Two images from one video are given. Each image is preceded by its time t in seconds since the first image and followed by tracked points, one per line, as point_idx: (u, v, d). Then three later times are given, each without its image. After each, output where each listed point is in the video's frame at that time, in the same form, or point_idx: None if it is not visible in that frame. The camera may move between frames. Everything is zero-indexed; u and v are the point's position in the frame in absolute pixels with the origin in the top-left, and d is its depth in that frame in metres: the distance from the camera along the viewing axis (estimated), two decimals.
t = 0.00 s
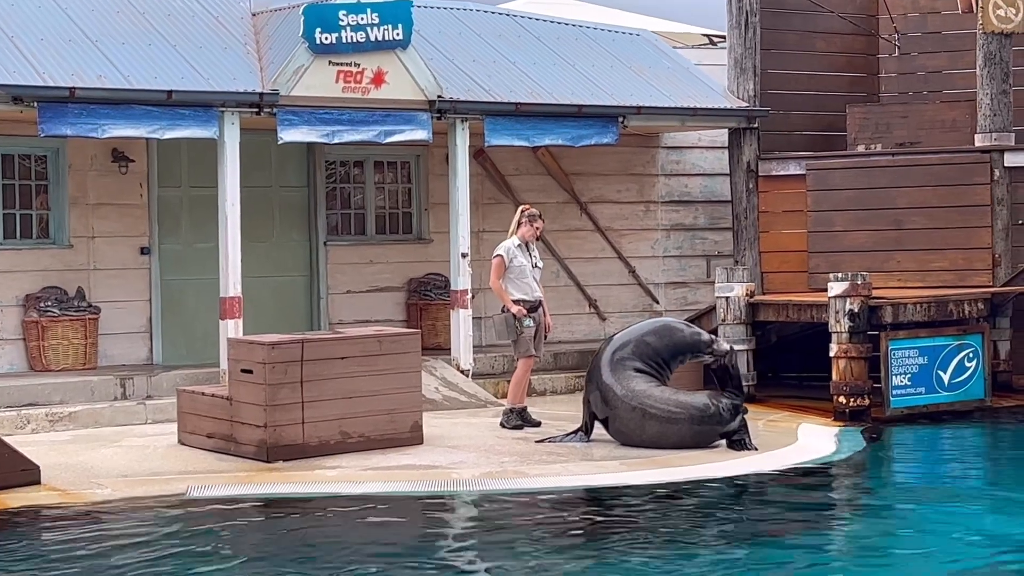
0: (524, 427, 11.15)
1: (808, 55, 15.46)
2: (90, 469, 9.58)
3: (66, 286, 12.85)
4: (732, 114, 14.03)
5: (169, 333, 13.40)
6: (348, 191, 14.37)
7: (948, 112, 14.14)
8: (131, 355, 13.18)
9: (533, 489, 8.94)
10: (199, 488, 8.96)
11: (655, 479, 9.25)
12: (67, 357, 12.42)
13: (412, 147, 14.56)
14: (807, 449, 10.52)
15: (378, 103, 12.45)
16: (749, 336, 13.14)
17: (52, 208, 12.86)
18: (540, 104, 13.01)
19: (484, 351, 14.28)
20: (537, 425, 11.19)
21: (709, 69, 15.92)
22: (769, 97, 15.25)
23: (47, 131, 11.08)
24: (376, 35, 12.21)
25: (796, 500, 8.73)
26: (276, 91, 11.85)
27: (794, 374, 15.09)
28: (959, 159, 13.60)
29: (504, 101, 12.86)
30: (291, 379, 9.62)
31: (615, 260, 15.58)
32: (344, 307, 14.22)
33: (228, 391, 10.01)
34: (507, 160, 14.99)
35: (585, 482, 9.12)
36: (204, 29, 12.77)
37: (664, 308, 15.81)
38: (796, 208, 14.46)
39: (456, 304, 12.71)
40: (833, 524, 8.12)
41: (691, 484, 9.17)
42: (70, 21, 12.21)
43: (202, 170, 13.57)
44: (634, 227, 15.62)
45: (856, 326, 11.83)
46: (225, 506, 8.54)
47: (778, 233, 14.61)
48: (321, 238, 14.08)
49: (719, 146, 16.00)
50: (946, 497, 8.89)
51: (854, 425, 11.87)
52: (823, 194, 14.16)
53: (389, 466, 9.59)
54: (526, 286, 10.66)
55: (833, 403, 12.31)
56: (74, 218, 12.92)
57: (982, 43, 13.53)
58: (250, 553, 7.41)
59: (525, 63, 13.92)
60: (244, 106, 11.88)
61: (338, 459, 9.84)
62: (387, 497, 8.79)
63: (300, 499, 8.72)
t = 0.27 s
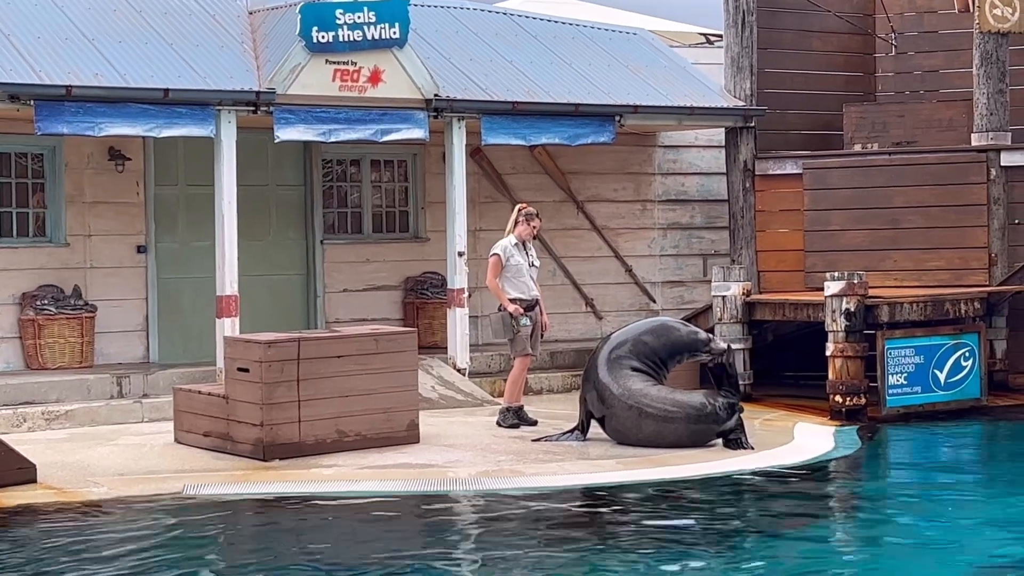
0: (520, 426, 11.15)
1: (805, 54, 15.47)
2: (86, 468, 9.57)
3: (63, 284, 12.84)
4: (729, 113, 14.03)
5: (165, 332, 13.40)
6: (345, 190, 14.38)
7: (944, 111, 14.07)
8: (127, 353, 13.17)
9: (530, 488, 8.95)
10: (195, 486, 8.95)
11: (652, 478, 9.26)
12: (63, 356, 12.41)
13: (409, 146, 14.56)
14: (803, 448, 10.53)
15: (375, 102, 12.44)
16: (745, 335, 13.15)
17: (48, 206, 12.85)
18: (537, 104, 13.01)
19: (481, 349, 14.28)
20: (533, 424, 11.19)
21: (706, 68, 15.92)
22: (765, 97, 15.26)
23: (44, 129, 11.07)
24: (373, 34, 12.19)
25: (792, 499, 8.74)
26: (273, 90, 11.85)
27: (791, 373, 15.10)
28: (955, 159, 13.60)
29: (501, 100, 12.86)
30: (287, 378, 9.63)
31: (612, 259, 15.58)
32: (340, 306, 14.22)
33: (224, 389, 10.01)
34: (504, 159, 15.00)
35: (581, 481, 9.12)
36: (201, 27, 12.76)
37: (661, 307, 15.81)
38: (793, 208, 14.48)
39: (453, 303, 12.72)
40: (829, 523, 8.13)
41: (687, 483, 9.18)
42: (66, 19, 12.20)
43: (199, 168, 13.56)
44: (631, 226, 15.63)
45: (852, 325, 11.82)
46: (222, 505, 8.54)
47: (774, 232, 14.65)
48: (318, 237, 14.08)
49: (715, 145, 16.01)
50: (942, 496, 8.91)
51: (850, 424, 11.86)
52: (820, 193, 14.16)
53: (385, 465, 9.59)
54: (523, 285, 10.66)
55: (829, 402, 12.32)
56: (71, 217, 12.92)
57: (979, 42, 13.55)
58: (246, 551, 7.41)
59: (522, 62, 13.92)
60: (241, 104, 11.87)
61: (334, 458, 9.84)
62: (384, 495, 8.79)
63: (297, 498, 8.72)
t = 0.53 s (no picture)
0: (517, 425, 11.15)
1: (803, 53, 15.48)
2: (82, 466, 9.57)
3: (60, 282, 12.84)
4: (727, 112, 14.03)
5: (162, 330, 13.39)
6: (342, 188, 14.37)
7: (942, 111, 14.25)
8: (124, 352, 13.17)
9: (526, 487, 8.95)
10: (191, 485, 8.95)
11: (648, 477, 9.26)
12: (60, 354, 12.41)
13: (406, 145, 14.56)
14: (799, 447, 10.53)
15: (372, 101, 12.44)
16: (742, 334, 13.15)
17: (45, 204, 12.85)
18: (534, 102, 13.01)
19: (478, 348, 14.28)
20: (530, 423, 11.18)
21: (703, 67, 15.91)
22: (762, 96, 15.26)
23: (41, 127, 11.06)
24: (371, 33, 12.18)
25: (788, 498, 8.74)
26: (270, 88, 11.85)
27: (788, 372, 15.11)
28: (952, 158, 13.62)
29: (499, 98, 12.86)
30: (284, 377, 9.63)
31: (609, 258, 15.58)
32: (338, 304, 14.22)
33: (221, 388, 10.00)
34: (501, 158, 15.00)
35: (578, 480, 9.12)
36: (199, 25, 12.76)
37: (658, 306, 15.81)
38: (790, 207, 14.49)
39: (449, 302, 12.70)
40: (825, 522, 8.13)
41: (684, 482, 9.18)
42: (63, 17, 12.19)
43: (196, 167, 13.55)
44: (628, 225, 15.63)
45: (849, 324, 11.83)
46: (218, 503, 8.53)
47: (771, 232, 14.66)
48: (315, 235, 14.08)
49: (712, 144, 16.02)
50: (938, 495, 8.92)
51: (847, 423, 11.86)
52: (818, 192, 14.15)
53: (382, 464, 9.58)
54: (520, 283, 10.67)
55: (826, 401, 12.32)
56: (68, 215, 12.91)
57: (976, 42, 13.58)
58: (243, 550, 7.41)
59: (520, 60, 13.93)
60: (238, 103, 11.87)
61: (331, 457, 9.84)
62: (380, 494, 8.79)
63: (293, 496, 8.72)
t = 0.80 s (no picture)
0: (514, 423, 11.15)
1: (801, 53, 15.48)
2: (80, 464, 9.57)
3: (57, 280, 12.84)
4: (725, 112, 14.03)
5: (160, 328, 13.39)
6: (340, 187, 14.37)
7: (940, 111, 14.26)
8: (122, 350, 13.17)
9: (524, 485, 8.95)
10: (189, 483, 8.95)
11: (645, 476, 9.26)
12: (58, 352, 12.41)
13: (404, 143, 14.56)
14: (796, 447, 10.53)
15: (371, 100, 12.44)
16: (740, 333, 13.17)
17: (43, 202, 12.84)
18: (532, 101, 13.01)
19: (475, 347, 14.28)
20: (528, 422, 11.18)
21: (702, 66, 15.91)
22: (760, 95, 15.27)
23: (38, 125, 11.06)
24: (369, 31, 12.18)
25: (785, 497, 8.74)
26: (268, 87, 11.85)
27: (785, 372, 15.11)
28: (950, 158, 13.63)
29: (497, 97, 12.86)
30: (282, 375, 9.63)
31: (607, 257, 15.58)
32: (335, 303, 14.22)
33: (219, 386, 10.00)
34: (499, 157, 15.00)
35: (575, 478, 9.12)
36: (197, 23, 12.75)
37: (656, 305, 15.81)
38: (788, 206, 14.51)
39: (447, 300, 12.73)
40: (822, 521, 8.13)
41: (681, 481, 9.18)
42: (61, 15, 12.19)
43: (194, 165, 13.55)
44: (626, 224, 15.63)
45: (846, 324, 11.84)
46: (215, 501, 8.53)
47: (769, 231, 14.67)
48: (313, 234, 14.08)
49: (710, 143, 16.03)
50: (934, 494, 8.93)
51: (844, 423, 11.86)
52: (815, 191, 14.14)
53: (379, 462, 9.58)
54: (518, 282, 10.66)
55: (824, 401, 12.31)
56: (65, 213, 12.91)
57: (974, 42, 13.59)
58: (240, 548, 7.41)
59: (518, 59, 13.93)
60: (236, 101, 11.86)
61: (328, 455, 9.84)
62: (377, 492, 8.79)
63: (291, 495, 8.72)
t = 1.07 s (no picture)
0: (512, 422, 11.15)
1: (800, 52, 15.48)
2: (78, 461, 9.57)
3: (56, 278, 12.83)
4: (723, 110, 14.04)
5: (158, 326, 13.38)
6: (339, 185, 14.38)
7: (938, 110, 14.23)
8: (120, 347, 13.17)
9: (522, 484, 8.95)
10: (187, 481, 8.95)
11: (643, 474, 9.26)
12: (55, 349, 12.41)
13: (403, 141, 14.55)
14: (795, 446, 10.53)
15: (370, 98, 12.44)
16: (738, 332, 13.18)
17: (41, 200, 12.83)
18: (531, 99, 13.01)
19: (474, 345, 14.28)
20: (526, 420, 11.18)
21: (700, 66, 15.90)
22: (759, 94, 15.27)
23: (37, 123, 11.05)
24: (368, 29, 12.17)
25: (784, 496, 8.74)
26: (267, 84, 11.85)
27: (783, 370, 15.12)
28: (948, 157, 13.64)
29: (495, 96, 12.86)
30: (280, 373, 9.62)
31: (605, 256, 15.57)
32: (333, 301, 14.22)
33: (217, 384, 10.00)
34: (498, 155, 15.00)
35: (573, 477, 9.13)
36: (196, 21, 12.75)
37: (654, 304, 15.82)
38: (786, 206, 14.53)
39: (445, 298, 12.73)
40: (821, 520, 8.13)
41: (679, 480, 9.18)
42: (60, 12, 12.19)
43: (192, 162, 13.54)
44: (624, 223, 15.63)
45: (845, 323, 11.84)
46: (213, 499, 8.53)
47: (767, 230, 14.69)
48: (311, 232, 14.08)
49: (709, 142, 16.03)
50: (932, 493, 8.93)
51: (842, 422, 11.87)
52: (813, 190, 14.14)
53: (377, 461, 9.58)
54: (517, 281, 10.66)
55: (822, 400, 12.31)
56: (64, 210, 12.90)
57: (973, 41, 13.59)
58: (238, 546, 7.41)
59: (517, 58, 13.93)
60: (235, 99, 11.86)
61: (326, 453, 9.84)
62: (375, 490, 8.79)
63: (289, 493, 8.72)
